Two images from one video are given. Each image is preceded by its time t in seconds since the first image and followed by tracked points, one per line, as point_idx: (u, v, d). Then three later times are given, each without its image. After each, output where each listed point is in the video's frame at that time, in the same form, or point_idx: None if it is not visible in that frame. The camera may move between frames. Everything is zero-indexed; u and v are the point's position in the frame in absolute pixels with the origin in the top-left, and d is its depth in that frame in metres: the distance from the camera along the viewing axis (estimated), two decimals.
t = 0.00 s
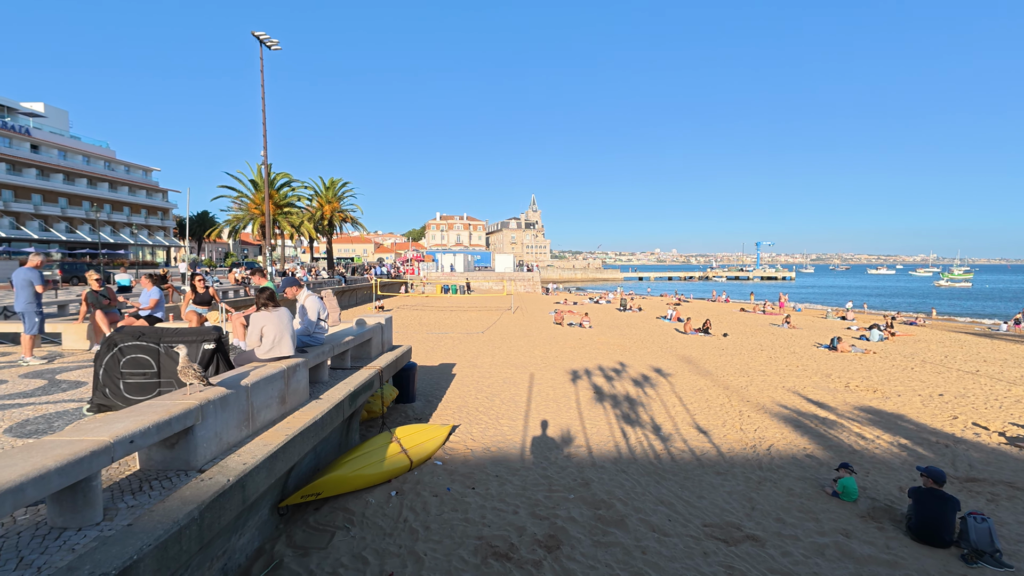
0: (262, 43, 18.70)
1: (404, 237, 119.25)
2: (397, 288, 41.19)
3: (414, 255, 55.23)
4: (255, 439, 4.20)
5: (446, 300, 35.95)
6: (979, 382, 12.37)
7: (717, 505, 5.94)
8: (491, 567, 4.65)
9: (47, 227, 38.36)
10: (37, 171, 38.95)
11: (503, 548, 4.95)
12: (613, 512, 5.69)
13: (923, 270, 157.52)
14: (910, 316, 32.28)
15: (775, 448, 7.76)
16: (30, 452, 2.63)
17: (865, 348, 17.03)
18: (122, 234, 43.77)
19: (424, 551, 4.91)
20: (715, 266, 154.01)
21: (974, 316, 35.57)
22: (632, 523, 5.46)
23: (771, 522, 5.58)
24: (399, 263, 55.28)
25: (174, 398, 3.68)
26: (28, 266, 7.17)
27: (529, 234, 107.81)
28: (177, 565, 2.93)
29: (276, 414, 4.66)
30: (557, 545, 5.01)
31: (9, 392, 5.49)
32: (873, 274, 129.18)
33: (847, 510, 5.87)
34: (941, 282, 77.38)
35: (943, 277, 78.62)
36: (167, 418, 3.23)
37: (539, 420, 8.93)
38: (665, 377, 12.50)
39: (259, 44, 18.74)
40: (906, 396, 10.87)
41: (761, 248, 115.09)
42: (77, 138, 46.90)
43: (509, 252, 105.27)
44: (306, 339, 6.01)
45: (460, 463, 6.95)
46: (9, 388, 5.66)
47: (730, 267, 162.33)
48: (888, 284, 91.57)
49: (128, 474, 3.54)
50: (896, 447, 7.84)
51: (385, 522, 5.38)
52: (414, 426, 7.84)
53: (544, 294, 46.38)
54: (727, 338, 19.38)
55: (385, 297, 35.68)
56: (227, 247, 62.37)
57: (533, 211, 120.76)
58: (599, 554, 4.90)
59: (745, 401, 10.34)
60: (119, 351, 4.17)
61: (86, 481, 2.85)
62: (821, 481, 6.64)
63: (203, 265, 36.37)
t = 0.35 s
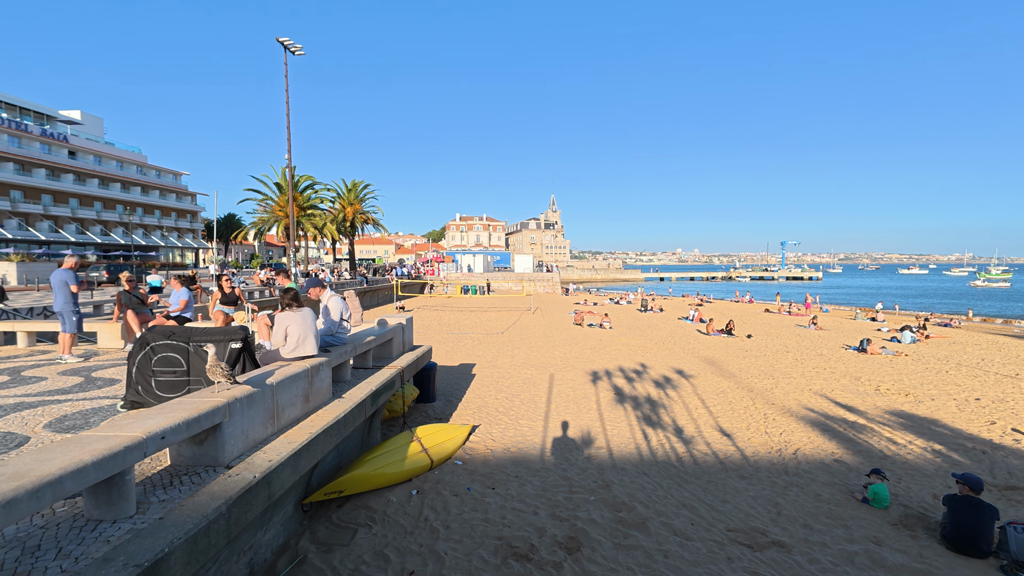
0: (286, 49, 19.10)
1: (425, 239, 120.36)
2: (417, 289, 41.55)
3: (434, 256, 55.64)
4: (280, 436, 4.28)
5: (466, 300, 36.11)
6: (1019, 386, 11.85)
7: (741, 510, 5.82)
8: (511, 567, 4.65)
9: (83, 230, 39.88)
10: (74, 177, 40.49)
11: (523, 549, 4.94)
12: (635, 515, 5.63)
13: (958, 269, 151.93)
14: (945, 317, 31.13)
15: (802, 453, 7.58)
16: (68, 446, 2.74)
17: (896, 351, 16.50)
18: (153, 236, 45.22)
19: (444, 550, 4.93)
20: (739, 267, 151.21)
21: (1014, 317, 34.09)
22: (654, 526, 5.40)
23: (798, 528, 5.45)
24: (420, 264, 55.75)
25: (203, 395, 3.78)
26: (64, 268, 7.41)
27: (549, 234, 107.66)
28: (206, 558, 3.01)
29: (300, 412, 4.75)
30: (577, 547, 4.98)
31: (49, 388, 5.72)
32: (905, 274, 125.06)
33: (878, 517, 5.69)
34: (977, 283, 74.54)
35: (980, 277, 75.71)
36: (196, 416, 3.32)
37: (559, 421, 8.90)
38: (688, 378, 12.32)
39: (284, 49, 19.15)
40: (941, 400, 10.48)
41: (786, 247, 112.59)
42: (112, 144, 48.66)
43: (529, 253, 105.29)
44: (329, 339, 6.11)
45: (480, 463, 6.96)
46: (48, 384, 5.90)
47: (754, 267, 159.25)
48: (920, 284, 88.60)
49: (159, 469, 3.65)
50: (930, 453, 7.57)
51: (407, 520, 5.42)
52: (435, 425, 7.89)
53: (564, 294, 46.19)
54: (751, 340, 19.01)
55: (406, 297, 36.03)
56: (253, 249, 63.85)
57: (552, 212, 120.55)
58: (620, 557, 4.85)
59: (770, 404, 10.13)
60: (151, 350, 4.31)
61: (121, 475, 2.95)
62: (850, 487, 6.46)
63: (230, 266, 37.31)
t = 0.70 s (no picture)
0: (313, 56, 19.53)
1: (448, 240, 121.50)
2: (441, 290, 41.93)
3: (458, 258, 56.02)
4: (308, 435, 4.37)
5: (489, 302, 36.25)
6: None
7: (771, 516, 5.67)
8: (535, 569, 4.64)
9: (121, 235, 41.51)
10: (114, 183, 42.21)
11: (547, 551, 4.92)
12: (661, 519, 5.55)
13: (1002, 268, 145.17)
14: (989, 319, 29.73)
15: (835, 459, 7.33)
16: (111, 442, 2.85)
17: (936, 353, 15.83)
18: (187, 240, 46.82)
19: (469, 550, 4.95)
20: (767, 266, 147.70)
21: None
22: (681, 531, 5.31)
23: (831, 536, 5.28)
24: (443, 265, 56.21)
25: (235, 394, 3.89)
26: (104, 271, 7.70)
27: (572, 235, 107.34)
28: (238, 553, 3.09)
29: (327, 411, 4.84)
30: (602, 550, 4.94)
31: (92, 386, 5.98)
32: (945, 274, 119.99)
33: (918, 526, 5.47)
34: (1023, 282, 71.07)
35: None
36: (229, 413, 3.42)
37: (583, 422, 8.84)
38: (714, 381, 12.09)
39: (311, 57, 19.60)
40: (984, 405, 10.01)
41: (817, 246, 109.52)
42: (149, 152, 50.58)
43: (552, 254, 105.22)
44: (356, 340, 6.22)
45: (504, 464, 6.97)
46: (91, 383, 6.17)
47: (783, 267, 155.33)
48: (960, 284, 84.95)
49: (194, 465, 3.77)
50: (973, 460, 7.24)
51: (432, 520, 5.47)
52: (459, 426, 7.94)
53: (588, 295, 45.92)
54: (781, 341, 18.53)
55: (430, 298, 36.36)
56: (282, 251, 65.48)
57: (575, 212, 120.17)
58: (646, 561, 4.79)
59: (802, 408, 9.84)
60: (187, 350, 4.47)
61: (158, 470, 3.05)
62: (887, 495, 6.22)
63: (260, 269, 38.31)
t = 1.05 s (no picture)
0: (347, 64, 20.04)
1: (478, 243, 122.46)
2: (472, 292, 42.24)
3: (488, 260, 56.33)
4: (344, 435, 4.47)
5: (519, 304, 36.33)
6: None
7: (814, 527, 5.46)
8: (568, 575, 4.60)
9: (169, 241, 43.53)
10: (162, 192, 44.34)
11: (579, 556, 4.88)
12: (697, 527, 5.41)
13: None
14: None
15: (883, 469, 6.99)
16: (160, 439, 2.98)
17: (993, 358, 14.91)
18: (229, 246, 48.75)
19: (501, 553, 4.95)
20: (807, 267, 142.59)
21: None
22: (717, 540, 5.16)
23: (879, 550, 5.04)
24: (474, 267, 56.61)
25: (275, 395, 4.01)
26: (154, 275, 8.08)
27: (602, 237, 106.45)
28: (278, 548, 3.19)
29: (362, 412, 4.93)
30: (636, 558, 4.86)
31: (143, 385, 6.30)
32: (1002, 274, 113.08)
33: (975, 543, 5.16)
34: None
35: None
36: (269, 413, 3.53)
37: (616, 426, 8.73)
38: (752, 385, 11.74)
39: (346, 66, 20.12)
40: None
41: (861, 246, 105.02)
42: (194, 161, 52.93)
43: (582, 256, 104.62)
44: (389, 342, 6.32)
45: (535, 467, 6.95)
46: (142, 381, 6.50)
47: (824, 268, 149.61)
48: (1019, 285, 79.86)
49: (236, 463, 3.91)
50: None
51: (463, 521, 5.50)
52: (490, 428, 7.97)
53: (619, 298, 45.40)
54: (822, 345, 17.84)
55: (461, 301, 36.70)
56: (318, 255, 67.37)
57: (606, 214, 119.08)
58: (682, 570, 4.68)
59: (846, 415, 9.43)
60: (229, 351, 4.64)
61: (204, 467, 3.18)
62: (940, 508, 5.89)
63: (297, 272, 39.49)
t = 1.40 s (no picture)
0: (392, 70, 20.56)
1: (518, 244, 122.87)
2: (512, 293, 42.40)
3: (528, 261, 56.37)
4: (389, 432, 4.57)
5: (559, 305, 36.18)
6: None
7: (875, 543, 5.15)
8: None
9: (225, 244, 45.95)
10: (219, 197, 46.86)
11: (623, 562, 4.79)
12: (746, 537, 5.21)
13: None
14: None
15: (952, 483, 6.52)
16: (220, 430, 3.14)
17: None
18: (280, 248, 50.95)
19: (542, 555, 4.93)
20: (864, 268, 135.07)
21: None
22: (769, 552, 4.95)
23: (949, 571, 4.69)
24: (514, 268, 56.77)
25: (324, 391, 4.14)
26: (213, 275, 8.53)
27: (644, 237, 104.55)
28: (328, 540, 3.29)
29: (406, 410, 5.03)
30: (681, 566, 4.73)
31: (203, 379, 6.67)
32: None
33: None
34: None
35: None
36: (319, 409, 3.65)
37: (659, 431, 8.54)
38: (804, 392, 11.20)
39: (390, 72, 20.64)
40: None
41: (925, 245, 98.52)
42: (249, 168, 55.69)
43: (624, 256, 103.13)
44: (432, 341, 6.43)
45: (576, 469, 6.89)
46: (202, 376, 6.88)
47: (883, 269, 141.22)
48: None
49: (289, 456, 4.07)
50: None
51: (505, 521, 5.51)
52: (531, 429, 7.96)
53: (662, 299, 44.43)
54: (882, 350, 16.83)
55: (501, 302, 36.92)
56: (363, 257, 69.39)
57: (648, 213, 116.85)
58: None
59: (909, 425, 8.85)
60: (282, 348, 4.84)
61: (259, 459, 3.33)
62: (1019, 528, 5.42)
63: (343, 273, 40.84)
